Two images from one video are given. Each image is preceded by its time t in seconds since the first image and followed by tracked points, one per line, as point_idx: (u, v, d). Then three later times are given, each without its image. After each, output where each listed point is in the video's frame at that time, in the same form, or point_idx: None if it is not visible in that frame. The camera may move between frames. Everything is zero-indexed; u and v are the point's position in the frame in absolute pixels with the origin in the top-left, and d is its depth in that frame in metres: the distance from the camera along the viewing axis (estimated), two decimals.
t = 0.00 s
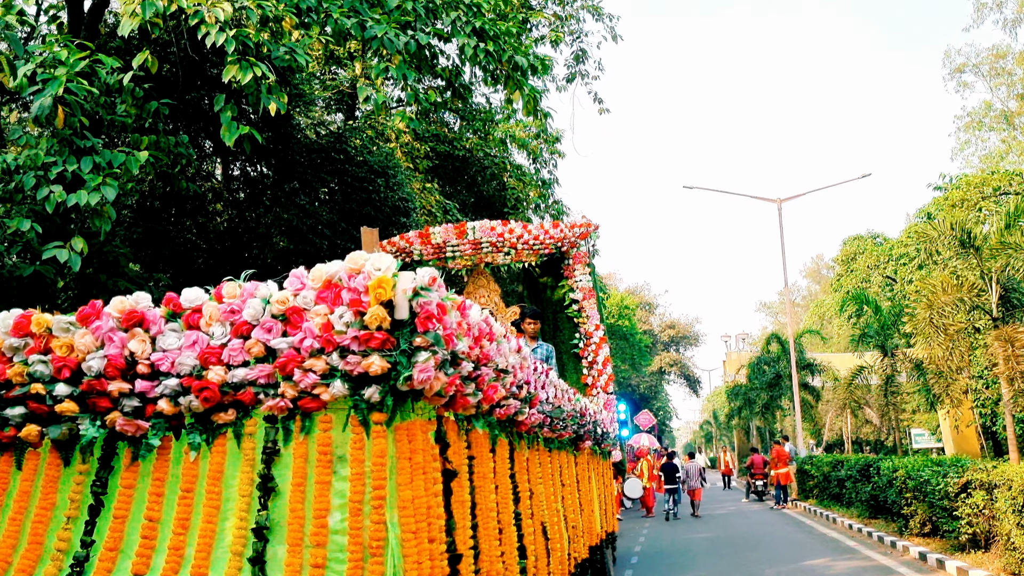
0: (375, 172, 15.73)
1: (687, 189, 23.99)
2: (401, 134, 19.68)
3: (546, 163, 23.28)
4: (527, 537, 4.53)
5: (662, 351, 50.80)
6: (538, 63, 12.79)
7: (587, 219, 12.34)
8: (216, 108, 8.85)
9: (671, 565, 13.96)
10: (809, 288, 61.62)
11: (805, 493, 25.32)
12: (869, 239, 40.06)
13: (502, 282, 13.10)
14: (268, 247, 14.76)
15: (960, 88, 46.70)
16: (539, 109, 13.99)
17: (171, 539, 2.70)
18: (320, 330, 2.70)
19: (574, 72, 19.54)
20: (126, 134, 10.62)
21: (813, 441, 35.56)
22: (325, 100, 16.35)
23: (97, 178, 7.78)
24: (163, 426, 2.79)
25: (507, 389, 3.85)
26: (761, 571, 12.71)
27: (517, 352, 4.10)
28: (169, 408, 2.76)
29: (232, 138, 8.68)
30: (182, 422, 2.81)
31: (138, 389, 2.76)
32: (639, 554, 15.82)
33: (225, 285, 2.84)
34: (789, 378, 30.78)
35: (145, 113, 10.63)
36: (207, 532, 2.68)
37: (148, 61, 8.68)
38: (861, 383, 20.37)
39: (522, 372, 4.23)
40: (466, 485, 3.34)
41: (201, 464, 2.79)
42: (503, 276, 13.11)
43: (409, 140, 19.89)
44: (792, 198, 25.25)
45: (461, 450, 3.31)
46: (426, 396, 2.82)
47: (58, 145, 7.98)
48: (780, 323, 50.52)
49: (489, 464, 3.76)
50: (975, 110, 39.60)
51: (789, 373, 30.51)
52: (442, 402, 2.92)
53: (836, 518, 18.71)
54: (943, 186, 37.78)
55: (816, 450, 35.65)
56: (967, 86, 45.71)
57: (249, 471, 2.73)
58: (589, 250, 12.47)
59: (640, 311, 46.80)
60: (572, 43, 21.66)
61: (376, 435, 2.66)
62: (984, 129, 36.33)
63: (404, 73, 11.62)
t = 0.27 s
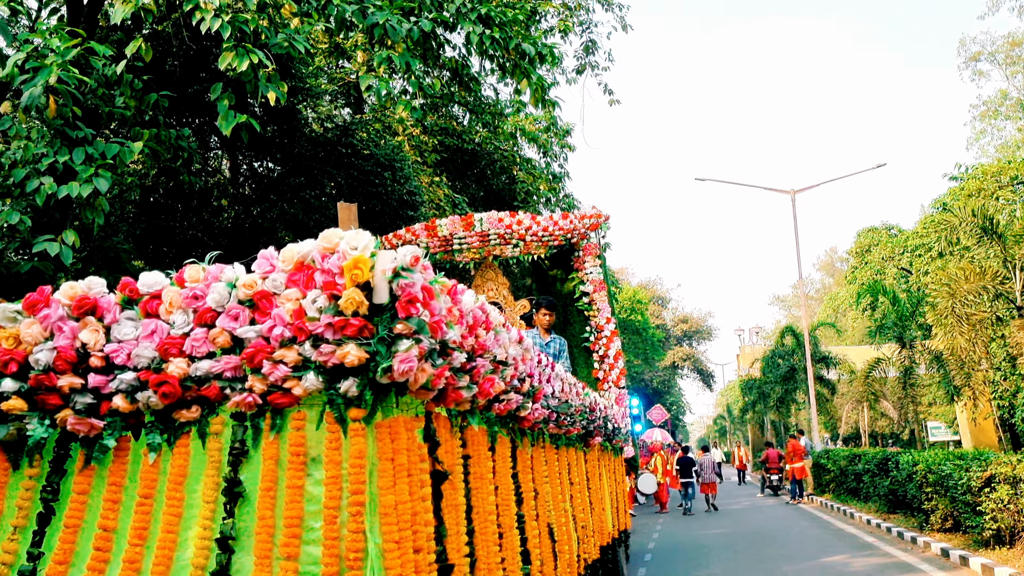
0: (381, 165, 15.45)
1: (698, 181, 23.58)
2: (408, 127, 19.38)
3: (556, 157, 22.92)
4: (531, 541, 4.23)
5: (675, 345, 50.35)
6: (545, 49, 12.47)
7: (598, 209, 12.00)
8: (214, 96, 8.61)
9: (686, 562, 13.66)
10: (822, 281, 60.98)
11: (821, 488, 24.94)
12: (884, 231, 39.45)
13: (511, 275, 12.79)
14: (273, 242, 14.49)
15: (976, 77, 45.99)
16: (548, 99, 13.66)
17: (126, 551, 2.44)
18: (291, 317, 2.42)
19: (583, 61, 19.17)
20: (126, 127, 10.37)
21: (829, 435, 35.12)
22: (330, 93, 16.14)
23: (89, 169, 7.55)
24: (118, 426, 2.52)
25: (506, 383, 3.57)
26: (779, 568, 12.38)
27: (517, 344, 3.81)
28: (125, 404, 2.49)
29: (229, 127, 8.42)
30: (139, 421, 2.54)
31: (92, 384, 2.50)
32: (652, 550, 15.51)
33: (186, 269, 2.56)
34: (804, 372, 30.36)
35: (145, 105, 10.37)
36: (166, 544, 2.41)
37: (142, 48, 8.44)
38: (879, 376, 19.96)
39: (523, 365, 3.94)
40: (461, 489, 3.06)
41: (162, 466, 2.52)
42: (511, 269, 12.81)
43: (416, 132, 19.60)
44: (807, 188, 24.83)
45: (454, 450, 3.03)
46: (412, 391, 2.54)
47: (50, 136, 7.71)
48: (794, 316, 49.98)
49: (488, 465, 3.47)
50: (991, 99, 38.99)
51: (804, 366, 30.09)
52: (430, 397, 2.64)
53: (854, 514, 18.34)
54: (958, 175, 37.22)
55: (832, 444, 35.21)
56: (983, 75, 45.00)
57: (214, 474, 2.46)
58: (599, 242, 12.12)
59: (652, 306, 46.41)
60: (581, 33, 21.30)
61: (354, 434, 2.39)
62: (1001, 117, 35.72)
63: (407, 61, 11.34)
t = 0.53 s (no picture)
0: (390, 156, 15.29)
1: (712, 174, 23.24)
2: (418, 120, 19.08)
3: (570, 151, 22.55)
4: (540, 540, 3.92)
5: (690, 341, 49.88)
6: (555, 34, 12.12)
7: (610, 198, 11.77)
8: (213, 81, 8.33)
9: (702, 561, 13.31)
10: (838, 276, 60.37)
11: (839, 484, 24.53)
12: (900, 225, 38.91)
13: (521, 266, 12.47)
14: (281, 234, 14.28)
15: (994, 68, 45.27)
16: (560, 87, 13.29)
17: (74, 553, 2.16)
18: (261, 288, 2.13)
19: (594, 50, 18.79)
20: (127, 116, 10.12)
21: (845, 430, 34.65)
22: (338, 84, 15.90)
23: (83, 155, 7.28)
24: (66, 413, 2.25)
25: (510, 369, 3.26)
26: (798, 566, 12.01)
27: (523, 326, 3.50)
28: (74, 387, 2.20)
29: (228, 110, 8.14)
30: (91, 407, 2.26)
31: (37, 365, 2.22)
32: (667, 548, 15.16)
33: (144, 235, 2.27)
34: (821, 367, 29.89)
35: (146, 94, 10.11)
36: (117, 547, 2.12)
37: (138, 31, 8.18)
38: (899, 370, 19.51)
39: (530, 349, 3.63)
40: (460, 484, 2.76)
41: (117, 457, 2.23)
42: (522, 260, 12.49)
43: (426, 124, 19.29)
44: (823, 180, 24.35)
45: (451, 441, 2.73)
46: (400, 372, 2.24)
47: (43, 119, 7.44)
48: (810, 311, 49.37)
49: (491, 457, 3.16)
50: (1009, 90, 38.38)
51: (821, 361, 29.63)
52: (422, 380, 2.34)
53: (874, 511, 17.93)
54: (977, 168, 36.65)
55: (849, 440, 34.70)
56: (1001, 66, 44.28)
57: (174, 467, 2.16)
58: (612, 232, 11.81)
59: (666, 301, 45.99)
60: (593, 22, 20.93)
61: (331, 421, 2.09)
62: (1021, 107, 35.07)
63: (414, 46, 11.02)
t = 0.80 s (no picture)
0: (396, 139, 15.06)
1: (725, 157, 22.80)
2: (425, 103, 18.67)
3: (580, 136, 22.08)
4: (544, 536, 3.65)
5: (701, 328, 49.41)
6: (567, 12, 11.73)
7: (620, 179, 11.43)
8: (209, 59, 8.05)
9: (716, 550, 13.04)
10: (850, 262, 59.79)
11: (853, 471, 24.21)
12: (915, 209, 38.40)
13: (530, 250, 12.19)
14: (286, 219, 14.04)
15: (1011, 49, 44.55)
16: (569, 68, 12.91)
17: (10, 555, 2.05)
18: (218, 256, 1.85)
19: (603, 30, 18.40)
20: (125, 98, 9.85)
21: (858, 417, 34.30)
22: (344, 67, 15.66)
23: (73, 134, 7.01)
24: None
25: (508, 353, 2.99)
26: (814, 556, 11.73)
27: (523, 306, 3.22)
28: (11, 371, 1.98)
29: (224, 88, 7.84)
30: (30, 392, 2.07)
31: None
32: (678, 537, 14.91)
33: (86, 199, 2.02)
34: (835, 353, 29.50)
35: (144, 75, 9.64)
36: (52, 551, 1.97)
37: (131, 6, 7.91)
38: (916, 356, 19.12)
39: (531, 332, 3.35)
40: (451, 477, 2.49)
41: (55, 448, 2.09)
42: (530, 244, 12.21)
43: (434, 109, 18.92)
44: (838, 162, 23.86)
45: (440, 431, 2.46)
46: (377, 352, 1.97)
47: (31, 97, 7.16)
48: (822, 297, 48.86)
49: (486, 449, 2.90)
50: None
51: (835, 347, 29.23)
52: (404, 360, 2.07)
53: (889, 498, 17.61)
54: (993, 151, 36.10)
55: (862, 427, 34.33)
56: (1019, 46, 43.53)
57: (119, 460, 1.94)
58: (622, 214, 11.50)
59: (677, 288, 45.59)
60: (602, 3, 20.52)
61: (296, 410, 1.82)
62: None
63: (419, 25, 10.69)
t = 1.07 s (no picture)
0: (405, 115, 14.73)
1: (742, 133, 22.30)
2: (435, 79, 18.18)
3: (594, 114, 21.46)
4: (543, 518, 3.39)
5: (719, 309, 48.88)
6: None
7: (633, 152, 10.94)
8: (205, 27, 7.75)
9: (733, 531, 12.76)
10: (871, 242, 58.93)
11: (874, 452, 23.80)
12: (938, 187, 37.63)
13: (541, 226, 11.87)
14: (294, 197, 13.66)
15: None
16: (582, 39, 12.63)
17: None
18: (135, 187, 1.69)
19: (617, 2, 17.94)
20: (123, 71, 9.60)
21: (879, 397, 33.77)
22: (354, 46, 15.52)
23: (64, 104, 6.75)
24: None
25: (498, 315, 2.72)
26: (835, 538, 11.42)
27: (516, 267, 2.95)
28: None
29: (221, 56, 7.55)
30: None
31: None
32: (695, 518, 14.62)
33: None
34: (856, 333, 29.02)
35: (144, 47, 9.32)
36: None
37: None
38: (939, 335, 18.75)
39: (526, 295, 3.07)
40: (429, 451, 2.25)
41: None
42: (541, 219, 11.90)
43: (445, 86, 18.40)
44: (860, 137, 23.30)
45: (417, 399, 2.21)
46: (328, 303, 1.75)
47: (21, 67, 6.90)
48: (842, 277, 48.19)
49: (475, 421, 2.64)
50: None
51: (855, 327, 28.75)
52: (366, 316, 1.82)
53: (912, 480, 17.25)
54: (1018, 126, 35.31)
55: (883, 408, 33.85)
56: None
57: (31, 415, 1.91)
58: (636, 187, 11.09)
59: (694, 269, 45.05)
60: None
61: (227, 368, 1.61)
62: None
63: None
